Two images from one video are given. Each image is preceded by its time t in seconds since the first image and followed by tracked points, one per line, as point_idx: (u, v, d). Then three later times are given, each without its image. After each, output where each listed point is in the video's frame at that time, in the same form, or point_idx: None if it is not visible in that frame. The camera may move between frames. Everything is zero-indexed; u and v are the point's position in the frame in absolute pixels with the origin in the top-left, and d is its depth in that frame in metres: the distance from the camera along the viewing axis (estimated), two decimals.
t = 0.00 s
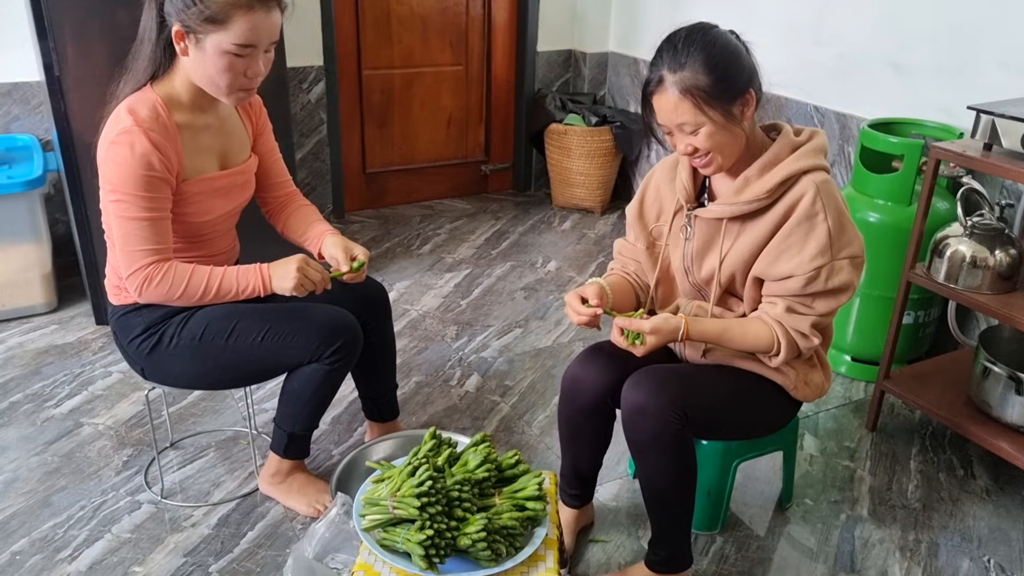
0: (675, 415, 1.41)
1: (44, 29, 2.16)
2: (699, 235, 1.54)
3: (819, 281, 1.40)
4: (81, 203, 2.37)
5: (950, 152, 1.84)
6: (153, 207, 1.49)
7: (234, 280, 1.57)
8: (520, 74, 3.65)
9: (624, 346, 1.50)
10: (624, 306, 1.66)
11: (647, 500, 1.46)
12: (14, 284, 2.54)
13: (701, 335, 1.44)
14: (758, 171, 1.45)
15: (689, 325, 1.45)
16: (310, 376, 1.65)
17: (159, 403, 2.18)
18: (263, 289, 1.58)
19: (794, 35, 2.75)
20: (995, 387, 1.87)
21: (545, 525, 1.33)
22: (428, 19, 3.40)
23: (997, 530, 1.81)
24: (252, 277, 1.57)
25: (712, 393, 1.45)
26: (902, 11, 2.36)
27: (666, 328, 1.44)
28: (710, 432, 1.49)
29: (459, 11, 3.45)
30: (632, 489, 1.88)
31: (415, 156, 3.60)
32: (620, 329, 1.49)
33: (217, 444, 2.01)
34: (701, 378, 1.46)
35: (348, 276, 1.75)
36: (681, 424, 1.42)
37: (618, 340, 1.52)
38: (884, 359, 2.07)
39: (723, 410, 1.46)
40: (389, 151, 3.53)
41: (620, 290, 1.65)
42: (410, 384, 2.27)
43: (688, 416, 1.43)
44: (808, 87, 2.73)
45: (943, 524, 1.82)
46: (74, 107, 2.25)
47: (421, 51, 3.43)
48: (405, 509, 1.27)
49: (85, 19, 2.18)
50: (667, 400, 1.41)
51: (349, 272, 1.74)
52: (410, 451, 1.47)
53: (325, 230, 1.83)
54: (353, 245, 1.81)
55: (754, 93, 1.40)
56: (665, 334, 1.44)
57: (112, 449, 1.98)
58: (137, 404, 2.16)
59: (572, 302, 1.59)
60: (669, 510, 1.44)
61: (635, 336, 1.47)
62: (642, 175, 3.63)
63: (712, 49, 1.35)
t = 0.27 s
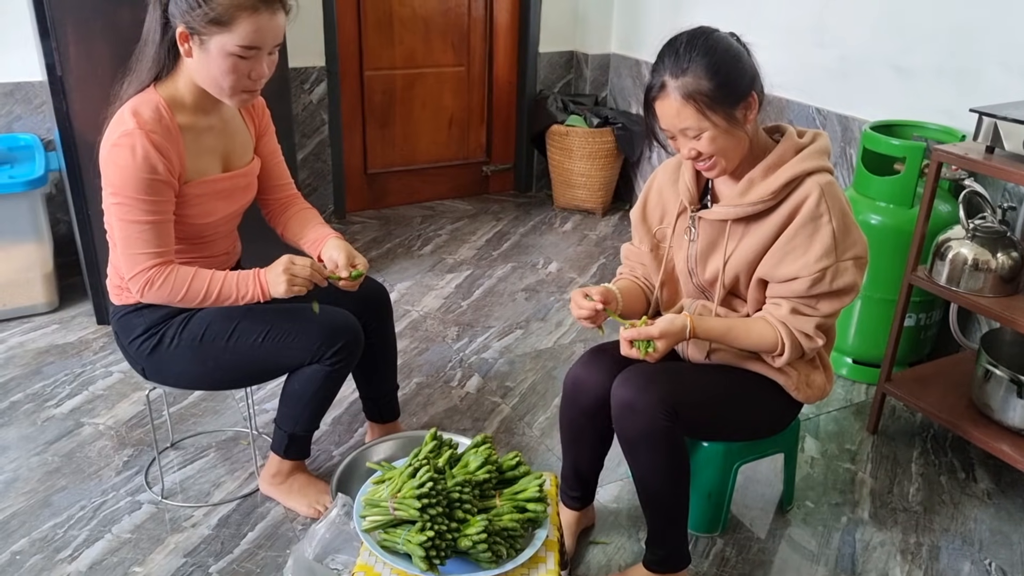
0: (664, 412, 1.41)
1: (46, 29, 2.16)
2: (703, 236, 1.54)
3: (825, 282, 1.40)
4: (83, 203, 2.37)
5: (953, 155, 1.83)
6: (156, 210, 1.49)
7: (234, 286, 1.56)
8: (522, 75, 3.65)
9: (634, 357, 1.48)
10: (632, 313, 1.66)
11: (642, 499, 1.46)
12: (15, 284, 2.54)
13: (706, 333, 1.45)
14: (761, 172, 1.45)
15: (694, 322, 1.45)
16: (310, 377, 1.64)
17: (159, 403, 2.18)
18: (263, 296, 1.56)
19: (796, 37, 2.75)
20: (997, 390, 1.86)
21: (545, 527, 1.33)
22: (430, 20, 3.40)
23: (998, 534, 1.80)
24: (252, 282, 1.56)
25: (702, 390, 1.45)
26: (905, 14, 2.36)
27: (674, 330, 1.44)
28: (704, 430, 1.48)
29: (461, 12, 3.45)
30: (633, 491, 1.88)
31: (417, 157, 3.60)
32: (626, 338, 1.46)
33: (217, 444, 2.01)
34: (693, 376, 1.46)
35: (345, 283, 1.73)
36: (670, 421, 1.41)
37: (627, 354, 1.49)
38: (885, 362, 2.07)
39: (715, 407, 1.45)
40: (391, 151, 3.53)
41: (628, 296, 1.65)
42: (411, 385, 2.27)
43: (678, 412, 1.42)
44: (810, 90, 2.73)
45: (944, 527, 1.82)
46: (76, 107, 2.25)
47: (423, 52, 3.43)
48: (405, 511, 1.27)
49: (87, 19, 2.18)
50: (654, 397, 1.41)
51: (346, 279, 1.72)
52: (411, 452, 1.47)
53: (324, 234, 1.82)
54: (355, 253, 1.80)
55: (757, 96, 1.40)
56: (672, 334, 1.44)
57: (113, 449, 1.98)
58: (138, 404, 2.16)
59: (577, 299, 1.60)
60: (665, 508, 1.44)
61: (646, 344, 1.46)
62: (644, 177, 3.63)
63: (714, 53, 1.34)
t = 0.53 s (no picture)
0: (666, 412, 1.41)
1: (46, 27, 2.15)
2: (702, 237, 1.54)
3: (829, 278, 1.39)
4: (83, 201, 2.36)
5: (954, 154, 1.83)
6: (156, 210, 1.49)
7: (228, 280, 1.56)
8: (523, 75, 3.65)
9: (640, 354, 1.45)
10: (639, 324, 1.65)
11: (642, 500, 1.45)
12: (14, 282, 2.54)
13: (715, 331, 1.44)
14: (757, 171, 1.44)
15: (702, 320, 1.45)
16: (309, 376, 1.64)
17: (159, 402, 2.18)
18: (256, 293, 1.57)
19: (797, 37, 2.75)
20: (997, 390, 1.86)
21: (545, 526, 1.33)
22: (431, 19, 3.40)
23: (998, 534, 1.80)
24: (244, 280, 1.56)
25: (703, 390, 1.45)
26: (906, 13, 2.36)
27: (681, 325, 1.44)
28: (705, 431, 1.48)
29: (462, 11, 3.45)
30: (633, 491, 1.88)
31: (417, 156, 3.60)
32: (633, 334, 1.44)
33: (216, 443, 2.01)
34: (694, 376, 1.46)
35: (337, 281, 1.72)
36: (671, 422, 1.41)
37: (632, 351, 1.47)
38: (886, 362, 2.06)
39: (716, 407, 1.45)
40: (391, 150, 3.53)
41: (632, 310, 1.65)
42: (411, 384, 2.27)
43: (680, 413, 1.42)
44: (811, 89, 2.73)
45: (944, 527, 1.81)
46: (76, 105, 2.25)
47: (424, 51, 3.43)
48: (404, 510, 1.26)
49: (87, 17, 2.18)
50: (657, 398, 1.41)
51: (339, 277, 1.72)
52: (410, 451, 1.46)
53: (314, 232, 1.82)
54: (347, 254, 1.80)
55: (748, 95, 1.39)
56: (678, 330, 1.44)
57: (112, 447, 1.98)
58: (137, 403, 2.16)
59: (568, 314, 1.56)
60: (665, 509, 1.43)
61: (652, 338, 1.44)
62: (644, 176, 3.62)
63: (703, 54, 1.34)
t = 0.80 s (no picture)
0: (671, 413, 1.41)
1: (46, 27, 2.16)
2: (694, 240, 1.54)
3: (823, 277, 1.39)
4: (83, 200, 2.37)
5: (953, 154, 1.83)
6: (148, 210, 1.50)
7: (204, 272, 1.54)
8: (522, 75, 3.65)
9: (638, 353, 1.46)
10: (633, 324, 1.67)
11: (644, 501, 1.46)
12: (14, 281, 2.54)
13: (711, 332, 1.44)
14: (748, 173, 1.44)
15: (699, 322, 1.45)
16: (309, 376, 1.64)
17: (158, 401, 2.18)
18: (234, 282, 1.56)
19: (796, 37, 2.75)
20: (995, 390, 1.86)
21: (544, 525, 1.33)
22: (431, 19, 3.40)
23: (996, 533, 1.80)
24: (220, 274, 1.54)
25: (706, 390, 1.45)
26: (905, 14, 2.36)
27: (677, 326, 1.45)
28: (708, 432, 1.49)
29: (462, 12, 3.45)
30: (632, 490, 1.88)
31: (417, 156, 3.60)
32: (630, 335, 1.46)
33: (216, 443, 2.01)
34: (697, 377, 1.47)
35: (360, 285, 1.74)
36: (677, 423, 1.41)
37: (628, 350, 1.48)
38: (885, 362, 2.07)
39: (718, 408, 1.46)
40: (391, 150, 3.53)
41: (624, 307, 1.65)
42: (410, 384, 2.27)
43: (684, 414, 1.43)
44: (811, 90, 2.73)
45: (943, 527, 1.82)
46: (76, 105, 2.26)
47: (424, 51, 3.43)
48: (403, 508, 1.27)
49: (88, 17, 2.18)
50: (662, 399, 1.41)
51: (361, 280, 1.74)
52: (409, 450, 1.46)
53: (332, 235, 1.83)
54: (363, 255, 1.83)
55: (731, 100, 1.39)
56: (675, 330, 1.44)
57: (111, 447, 1.98)
58: (137, 402, 2.16)
59: (565, 302, 1.57)
60: (665, 510, 1.44)
61: (648, 335, 1.45)
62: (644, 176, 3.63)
63: (682, 63, 1.34)
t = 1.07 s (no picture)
0: (676, 413, 1.41)
1: (48, 26, 2.16)
2: (689, 242, 1.55)
3: (810, 279, 1.39)
4: (84, 199, 2.37)
5: (952, 153, 1.84)
6: (158, 207, 1.50)
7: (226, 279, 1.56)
8: (523, 74, 3.66)
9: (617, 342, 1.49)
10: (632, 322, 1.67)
11: (646, 500, 1.46)
12: (15, 280, 2.55)
13: (694, 329, 1.46)
14: (740, 174, 1.45)
15: (682, 321, 1.47)
16: (310, 373, 1.65)
17: (160, 399, 2.18)
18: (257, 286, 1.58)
19: (797, 36, 2.75)
20: (995, 388, 1.87)
21: (544, 522, 1.33)
22: (432, 18, 3.40)
23: (995, 531, 1.81)
24: (244, 277, 1.56)
25: (709, 390, 1.46)
26: (905, 13, 2.36)
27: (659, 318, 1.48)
28: (711, 430, 1.49)
29: (463, 11, 3.45)
30: (632, 488, 1.88)
31: (417, 155, 3.60)
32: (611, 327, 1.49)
33: (217, 440, 2.02)
34: (701, 376, 1.47)
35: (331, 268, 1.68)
36: (681, 423, 1.42)
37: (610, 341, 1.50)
38: (884, 360, 2.07)
39: (720, 408, 1.46)
40: (392, 149, 3.53)
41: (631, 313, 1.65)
42: (411, 382, 2.27)
43: (688, 414, 1.43)
44: (811, 88, 2.73)
45: (942, 525, 1.82)
46: (77, 103, 2.26)
47: (424, 50, 3.44)
48: (404, 505, 1.27)
49: (89, 16, 2.19)
50: (667, 399, 1.42)
51: (331, 261, 1.68)
52: (409, 448, 1.47)
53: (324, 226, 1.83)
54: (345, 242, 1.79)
55: (720, 107, 1.39)
56: (656, 321, 1.47)
57: (113, 444, 1.98)
58: (138, 400, 2.17)
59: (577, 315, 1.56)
60: (666, 508, 1.44)
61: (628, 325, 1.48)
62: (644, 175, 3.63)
63: (668, 75, 1.34)
